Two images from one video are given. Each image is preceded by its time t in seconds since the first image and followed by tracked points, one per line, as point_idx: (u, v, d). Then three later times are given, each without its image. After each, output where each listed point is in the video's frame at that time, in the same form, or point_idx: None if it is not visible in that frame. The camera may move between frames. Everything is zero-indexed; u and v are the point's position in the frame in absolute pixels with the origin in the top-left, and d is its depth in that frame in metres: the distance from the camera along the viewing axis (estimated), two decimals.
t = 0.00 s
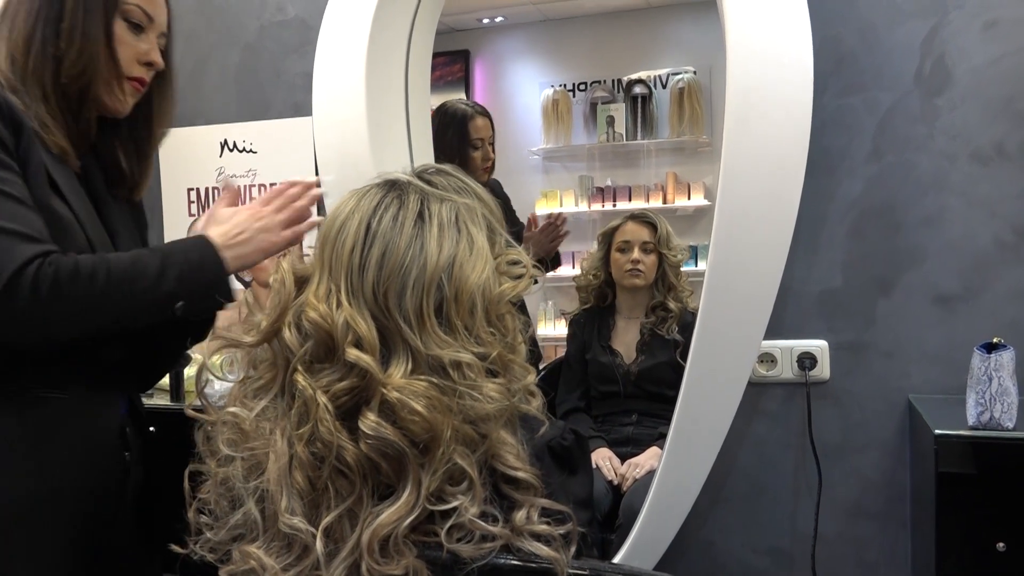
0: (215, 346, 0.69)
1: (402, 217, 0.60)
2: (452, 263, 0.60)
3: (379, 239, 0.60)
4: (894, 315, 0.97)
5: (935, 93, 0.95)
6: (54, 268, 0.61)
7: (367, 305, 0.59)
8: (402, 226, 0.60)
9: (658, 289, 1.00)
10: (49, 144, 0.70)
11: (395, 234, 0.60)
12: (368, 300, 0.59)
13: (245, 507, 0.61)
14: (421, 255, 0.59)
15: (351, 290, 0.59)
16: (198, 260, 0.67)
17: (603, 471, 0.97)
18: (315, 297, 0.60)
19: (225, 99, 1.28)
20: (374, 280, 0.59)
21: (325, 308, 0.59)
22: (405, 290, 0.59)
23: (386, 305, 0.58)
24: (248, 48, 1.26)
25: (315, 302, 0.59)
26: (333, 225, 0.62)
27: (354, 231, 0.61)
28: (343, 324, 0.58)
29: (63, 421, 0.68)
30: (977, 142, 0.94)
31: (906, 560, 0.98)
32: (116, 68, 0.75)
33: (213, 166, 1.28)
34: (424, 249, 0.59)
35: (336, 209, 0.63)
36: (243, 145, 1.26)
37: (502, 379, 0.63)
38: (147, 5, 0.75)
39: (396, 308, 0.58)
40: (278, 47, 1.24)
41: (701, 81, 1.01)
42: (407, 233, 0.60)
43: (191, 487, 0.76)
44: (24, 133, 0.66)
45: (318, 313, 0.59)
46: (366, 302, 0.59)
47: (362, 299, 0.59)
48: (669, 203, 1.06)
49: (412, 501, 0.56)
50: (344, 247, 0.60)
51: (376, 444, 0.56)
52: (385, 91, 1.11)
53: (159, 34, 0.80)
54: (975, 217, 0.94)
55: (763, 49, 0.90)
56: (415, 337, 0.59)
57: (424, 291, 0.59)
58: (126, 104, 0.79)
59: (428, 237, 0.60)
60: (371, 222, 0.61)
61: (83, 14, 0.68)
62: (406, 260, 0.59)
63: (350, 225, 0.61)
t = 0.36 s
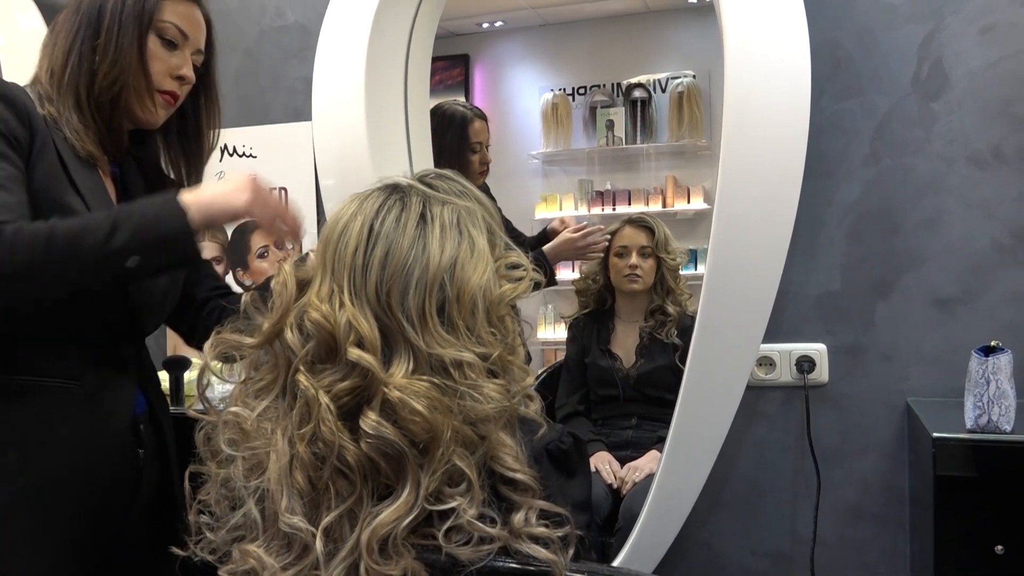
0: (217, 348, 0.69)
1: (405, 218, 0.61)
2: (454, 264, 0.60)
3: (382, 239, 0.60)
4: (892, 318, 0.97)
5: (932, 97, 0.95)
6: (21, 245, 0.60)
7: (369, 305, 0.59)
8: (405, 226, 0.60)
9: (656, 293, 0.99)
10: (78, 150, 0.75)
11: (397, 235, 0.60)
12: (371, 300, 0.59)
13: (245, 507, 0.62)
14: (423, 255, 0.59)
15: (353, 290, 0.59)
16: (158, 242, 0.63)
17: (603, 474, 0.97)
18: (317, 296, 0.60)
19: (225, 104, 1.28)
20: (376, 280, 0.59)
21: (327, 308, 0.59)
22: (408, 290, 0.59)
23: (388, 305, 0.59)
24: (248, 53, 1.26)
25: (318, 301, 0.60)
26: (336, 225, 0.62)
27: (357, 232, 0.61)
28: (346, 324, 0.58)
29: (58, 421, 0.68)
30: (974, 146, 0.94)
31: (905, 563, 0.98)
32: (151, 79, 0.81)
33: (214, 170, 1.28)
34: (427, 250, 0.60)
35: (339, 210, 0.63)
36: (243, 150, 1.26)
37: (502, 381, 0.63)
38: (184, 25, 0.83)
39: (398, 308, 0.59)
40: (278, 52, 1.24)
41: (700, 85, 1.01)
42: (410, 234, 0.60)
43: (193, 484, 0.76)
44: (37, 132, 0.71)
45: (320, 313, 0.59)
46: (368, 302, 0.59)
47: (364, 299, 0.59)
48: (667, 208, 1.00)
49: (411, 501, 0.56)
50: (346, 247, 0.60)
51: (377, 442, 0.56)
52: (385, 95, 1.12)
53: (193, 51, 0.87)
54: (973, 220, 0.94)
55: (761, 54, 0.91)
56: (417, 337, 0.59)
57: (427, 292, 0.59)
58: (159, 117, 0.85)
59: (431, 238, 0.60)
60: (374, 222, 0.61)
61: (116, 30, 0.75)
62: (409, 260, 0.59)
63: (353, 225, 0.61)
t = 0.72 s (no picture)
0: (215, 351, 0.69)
1: (408, 224, 0.61)
2: (458, 270, 0.60)
3: (385, 245, 0.60)
4: (890, 318, 0.97)
5: (930, 97, 0.95)
6: (136, 167, 0.61)
7: (372, 311, 0.59)
8: (409, 233, 0.60)
9: (656, 294, 0.99)
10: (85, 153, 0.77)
11: (401, 240, 0.60)
12: (374, 306, 0.59)
13: (244, 509, 0.62)
14: (427, 262, 0.59)
15: (356, 295, 0.59)
16: (286, 171, 0.63)
17: (603, 475, 0.97)
18: (319, 302, 0.60)
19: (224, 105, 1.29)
20: (380, 286, 0.59)
21: (329, 314, 0.59)
22: (411, 297, 0.59)
23: (392, 311, 0.59)
24: (247, 54, 1.27)
25: (321, 307, 0.59)
26: (337, 229, 0.61)
27: (359, 236, 0.61)
28: (349, 330, 0.58)
29: (70, 400, 0.68)
30: (972, 146, 0.94)
31: (905, 563, 0.98)
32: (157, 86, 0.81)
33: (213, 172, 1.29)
34: (431, 256, 0.60)
35: (341, 213, 0.63)
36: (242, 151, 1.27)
37: (503, 385, 0.63)
38: (188, 35, 0.83)
39: (402, 314, 0.59)
40: (277, 53, 1.25)
41: (700, 85, 1.02)
42: (413, 240, 0.60)
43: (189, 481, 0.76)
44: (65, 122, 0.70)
45: (322, 318, 0.59)
46: (371, 308, 0.59)
47: (367, 305, 0.59)
48: (668, 208, 1.03)
49: (410, 506, 0.56)
50: (349, 252, 0.60)
51: (380, 447, 0.56)
52: (384, 95, 1.12)
53: (199, 60, 0.86)
54: (972, 220, 0.94)
55: (760, 54, 0.91)
56: (420, 343, 0.59)
57: (430, 298, 0.59)
58: (161, 125, 0.85)
59: (435, 244, 0.60)
60: (377, 227, 0.61)
61: (117, 40, 0.76)
62: (412, 267, 0.59)
63: (356, 229, 0.61)
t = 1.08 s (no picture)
0: (206, 360, 0.69)
1: (402, 228, 0.61)
2: (453, 274, 0.60)
3: (379, 250, 0.60)
4: (890, 317, 0.97)
5: (929, 96, 0.95)
6: None
7: (367, 316, 0.59)
8: (402, 238, 0.60)
9: (656, 293, 0.99)
10: (94, 159, 0.77)
11: (394, 245, 0.60)
12: (370, 311, 0.59)
13: (242, 513, 0.62)
14: (421, 266, 0.60)
15: (351, 300, 0.60)
16: (94, 364, 0.67)
17: (605, 475, 0.96)
18: (315, 307, 0.60)
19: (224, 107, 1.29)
20: (375, 291, 0.59)
21: (325, 319, 0.59)
22: (407, 301, 0.59)
23: (387, 316, 0.59)
24: (247, 57, 1.27)
25: (317, 312, 0.60)
26: (332, 235, 0.62)
27: (353, 241, 0.61)
28: (345, 336, 0.58)
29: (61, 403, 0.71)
30: (971, 145, 0.94)
31: (906, 563, 0.98)
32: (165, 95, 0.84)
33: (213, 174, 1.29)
34: (425, 260, 0.60)
35: (335, 218, 0.63)
36: (242, 153, 1.27)
37: (501, 388, 0.63)
38: (201, 43, 0.87)
39: (398, 319, 0.59)
40: (276, 55, 1.25)
41: (701, 86, 1.02)
42: (407, 244, 0.60)
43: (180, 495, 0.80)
44: (49, 141, 0.73)
45: (318, 323, 0.59)
46: (366, 313, 0.59)
47: (362, 310, 0.59)
48: (670, 208, 1.01)
49: (409, 509, 0.56)
50: (343, 258, 0.60)
51: (377, 452, 0.56)
52: (384, 96, 1.13)
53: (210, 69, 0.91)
54: (971, 219, 0.94)
55: (758, 53, 0.91)
56: (415, 347, 0.59)
57: (425, 303, 0.59)
58: (172, 131, 0.89)
59: (429, 248, 0.60)
60: (371, 232, 0.61)
61: (133, 46, 0.79)
62: (407, 271, 0.59)
63: (350, 235, 0.61)
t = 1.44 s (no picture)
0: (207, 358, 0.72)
1: (408, 228, 0.61)
2: (458, 274, 0.60)
3: (384, 250, 0.60)
4: (894, 317, 0.97)
5: (932, 95, 0.95)
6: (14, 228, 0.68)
7: (372, 316, 0.59)
8: (408, 238, 0.60)
9: (661, 294, 0.99)
10: (85, 161, 0.79)
11: (399, 245, 0.60)
12: (375, 311, 0.59)
13: (246, 516, 0.62)
14: (426, 266, 0.60)
15: (356, 300, 0.60)
16: (152, 246, 0.70)
17: (608, 476, 0.97)
18: (320, 308, 0.60)
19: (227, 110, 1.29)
20: (380, 290, 0.59)
21: (330, 319, 0.59)
22: (412, 302, 0.59)
23: (393, 316, 0.59)
24: (249, 59, 1.27)
25: (322, 312, 0.60)
26: (337, 235, 0.62)
27: (359, 241, 0.61)
28: (349, 336, 0.58)
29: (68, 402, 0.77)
30: (974, 143, 0.94)
31: (911, 563, 0.98)
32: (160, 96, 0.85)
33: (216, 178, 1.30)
34: (430, 260, 0.60)
35: (340, 217, 0.63)
36: (245, 156, 1.27)
37: (506, 389, 0.63)
38: (197, 43, 0.87)
39: (403, 319, 0.59)
40: (278, 58, 1.25)
41: (703, 85, 1.01)
42: (412, 244, 0.60)
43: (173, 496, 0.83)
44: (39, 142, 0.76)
45: (322, 324, 0.59)
46: (371, 313, 0.59)
47: (367, 309, 0.59)
48: (672, 208, 1.00)
49: (413, 512, 0.56)
50: (348, 258, 0.60)
51: (382, 453, 0.56)
52: (387, 97, 1.12)
53: (206, 69, 0.91)
54: (974, 218, 0.94)
55: (758, 53, 0.90)
56: (421, 348, 0.59)
57: (430, 303, 0.59)
58: (167, 131, 0.90)
59: (435, 248, 0.60)
60: (376, 232, 0.61)
61: (128, 46, 0.80)
62: (412, 271, 0.59)
63: (355, 234, 0.61)
